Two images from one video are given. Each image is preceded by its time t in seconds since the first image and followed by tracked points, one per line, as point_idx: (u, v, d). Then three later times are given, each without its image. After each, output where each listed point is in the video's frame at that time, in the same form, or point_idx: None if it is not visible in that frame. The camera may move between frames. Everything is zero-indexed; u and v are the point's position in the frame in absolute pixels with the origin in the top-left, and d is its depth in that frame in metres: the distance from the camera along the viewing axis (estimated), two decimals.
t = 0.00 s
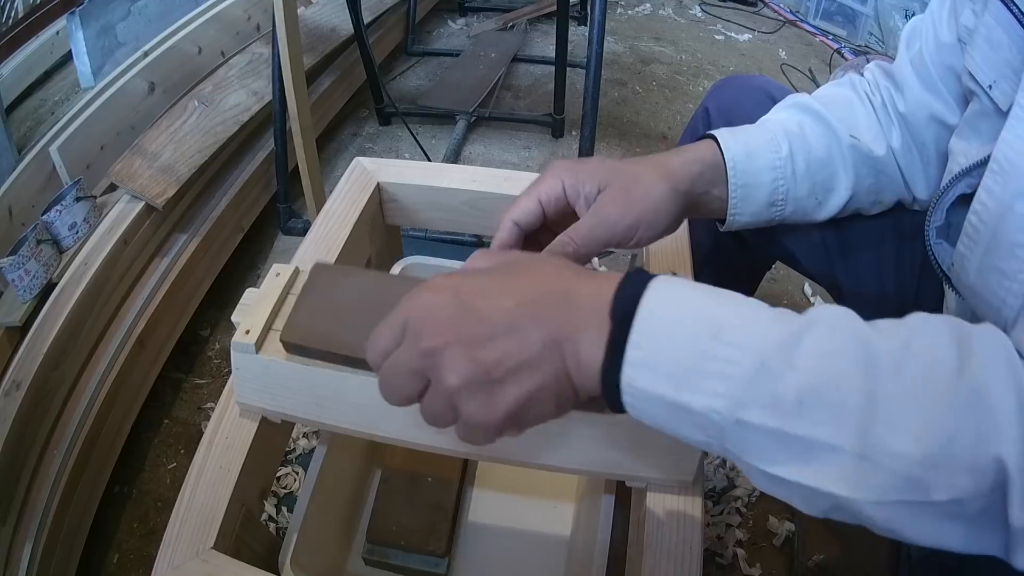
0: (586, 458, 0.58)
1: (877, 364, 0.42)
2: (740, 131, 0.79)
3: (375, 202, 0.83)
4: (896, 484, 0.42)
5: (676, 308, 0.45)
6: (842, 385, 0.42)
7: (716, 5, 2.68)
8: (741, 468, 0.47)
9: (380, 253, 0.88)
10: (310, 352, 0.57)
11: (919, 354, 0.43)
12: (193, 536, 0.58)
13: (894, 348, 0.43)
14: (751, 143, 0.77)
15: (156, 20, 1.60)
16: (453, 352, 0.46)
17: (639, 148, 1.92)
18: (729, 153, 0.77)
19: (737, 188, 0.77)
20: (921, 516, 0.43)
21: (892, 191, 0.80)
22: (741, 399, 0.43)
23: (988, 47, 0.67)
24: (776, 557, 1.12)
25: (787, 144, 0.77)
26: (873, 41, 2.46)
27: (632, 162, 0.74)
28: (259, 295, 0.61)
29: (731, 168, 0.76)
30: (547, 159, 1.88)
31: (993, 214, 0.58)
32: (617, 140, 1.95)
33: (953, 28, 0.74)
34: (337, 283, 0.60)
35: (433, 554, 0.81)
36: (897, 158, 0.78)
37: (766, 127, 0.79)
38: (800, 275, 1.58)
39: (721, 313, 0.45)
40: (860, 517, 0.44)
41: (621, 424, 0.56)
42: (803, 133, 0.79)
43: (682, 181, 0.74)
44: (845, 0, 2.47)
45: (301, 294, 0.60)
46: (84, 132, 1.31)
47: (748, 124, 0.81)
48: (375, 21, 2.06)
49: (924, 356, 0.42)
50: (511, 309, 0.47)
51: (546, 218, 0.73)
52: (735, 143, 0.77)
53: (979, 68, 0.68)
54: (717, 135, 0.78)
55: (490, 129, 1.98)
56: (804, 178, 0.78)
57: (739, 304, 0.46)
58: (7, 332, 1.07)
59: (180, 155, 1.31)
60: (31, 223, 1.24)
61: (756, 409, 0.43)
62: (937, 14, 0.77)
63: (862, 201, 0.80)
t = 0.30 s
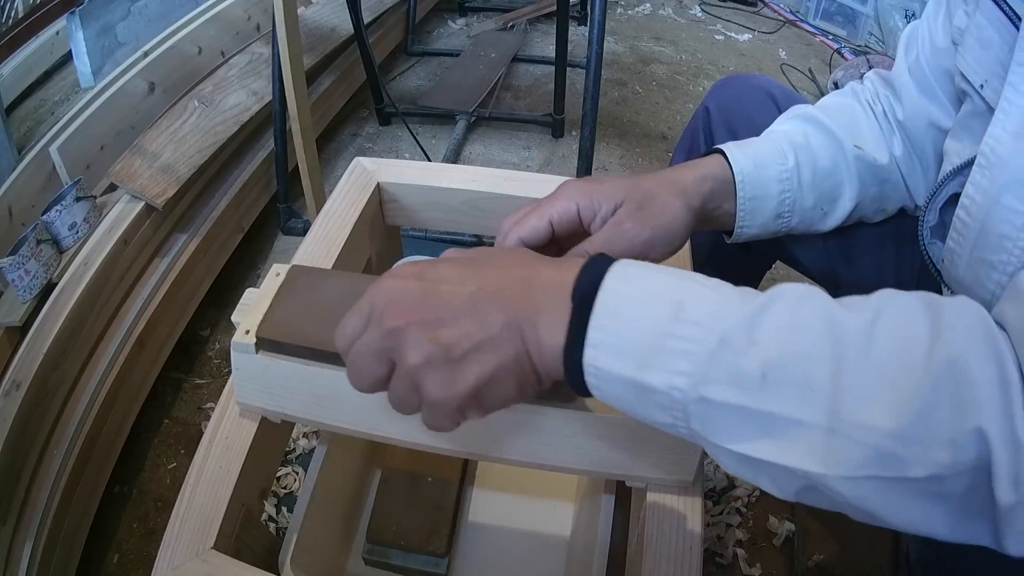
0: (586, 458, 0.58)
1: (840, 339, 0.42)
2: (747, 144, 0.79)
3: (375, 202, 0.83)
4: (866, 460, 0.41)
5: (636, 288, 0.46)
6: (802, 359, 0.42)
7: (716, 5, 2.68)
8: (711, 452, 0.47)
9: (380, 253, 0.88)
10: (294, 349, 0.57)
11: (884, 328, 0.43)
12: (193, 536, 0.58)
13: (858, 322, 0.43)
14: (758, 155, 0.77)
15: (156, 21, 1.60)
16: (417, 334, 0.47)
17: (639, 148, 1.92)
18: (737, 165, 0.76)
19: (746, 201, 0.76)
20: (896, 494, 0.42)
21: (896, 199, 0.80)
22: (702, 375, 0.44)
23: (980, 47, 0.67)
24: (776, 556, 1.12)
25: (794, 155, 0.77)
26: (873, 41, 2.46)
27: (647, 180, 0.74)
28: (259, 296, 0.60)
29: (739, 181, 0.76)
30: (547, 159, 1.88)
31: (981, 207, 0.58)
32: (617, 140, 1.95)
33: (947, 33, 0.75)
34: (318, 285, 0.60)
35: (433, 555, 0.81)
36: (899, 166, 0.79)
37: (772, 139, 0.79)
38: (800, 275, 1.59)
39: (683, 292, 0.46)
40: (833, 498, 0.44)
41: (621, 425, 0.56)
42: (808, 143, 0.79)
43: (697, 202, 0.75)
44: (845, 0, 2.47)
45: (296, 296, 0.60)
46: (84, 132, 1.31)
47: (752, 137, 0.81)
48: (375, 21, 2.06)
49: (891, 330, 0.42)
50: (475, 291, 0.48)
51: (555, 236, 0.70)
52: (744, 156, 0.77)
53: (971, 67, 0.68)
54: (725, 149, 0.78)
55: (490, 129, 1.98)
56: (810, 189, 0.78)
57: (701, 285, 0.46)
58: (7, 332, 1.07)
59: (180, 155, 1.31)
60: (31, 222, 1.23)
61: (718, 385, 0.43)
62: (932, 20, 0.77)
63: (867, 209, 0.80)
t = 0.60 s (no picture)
0: (586, 459, 0.58)
1: (835, 336, 0.42)
2: (748, 146, 0.78)
3: (375, 202, 0.83)
4: (861, 457, 0.41)
5: (632, 285, 0.46)
6: (796, 355, 0.42)
7: (716, 6, 2.68)
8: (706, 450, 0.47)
9: (380, 253, 0.88)
10: (291, 347, 0.58)
11: (880, 326, 0.42)
12: (193, 536, 0.58)
13: (853, 320, 0.43)
14: (761, 157, 0.77)
15: (156, 21, 1.60)
16: (411, 332, 0.48)
17: (639, 148, 1.92)
18: (740, 167, 0.76)
19: (748, 203, 0.76)
20: (894, 492, 0.42)
21: (897, 199, 0.80)
22: (696, 373, 0.44)
23: (978, 47, 0.67)
24: (776, 557, 1.12)
25: (796, 156, 0.77)
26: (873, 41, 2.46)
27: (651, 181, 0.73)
28: (258, 295, 0.61)
29: (742, 183, 0.76)
30: (547, 159, 1.88)
31: (977, 207, 0.58)
32: (617, 140, 1.95)
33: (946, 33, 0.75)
34: (314, 284, 0.61)
35: (433, 555, 0.81)
36: (900, 167, 0.79)
37: (774, 140, 0.79)
38: (800, 275, 1.59)
39: (679, 290, 0.46)
40: (827, 496, 0.43)
41: (621, 426, 0.57)
42: (810, 144, 0.79)
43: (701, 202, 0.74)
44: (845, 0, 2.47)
45: (295, 296, 0.60)
46: (84, 132, 1.31)
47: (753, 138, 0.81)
48: (375, 21, 2.06)
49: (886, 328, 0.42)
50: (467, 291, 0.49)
51: (559, 242, 0.69)
52: (745, 158, 0.77)
53: (969, 68, 0.68)
54: (727, 150, 0.78)
55: (490, 129, 1.98)
56: (812, 191, 0.78)
57: (697, 282, 0.46)
58: (7, 332, 1.06)
59: (180, 155, 1.31)
60: (31, 222, 1.23)
61: (712, 382, 0.44)
62: (931, 20, 0.77)
63: (868, 210, 0.80)
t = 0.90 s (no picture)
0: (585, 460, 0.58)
1: (978, 537, 0.40)
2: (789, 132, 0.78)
3: (375, 202, 0.83)
4: None
5: (790, 487, 0.41)
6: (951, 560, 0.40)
7: (716, 6, 2.68)
8: None
9: (381, 253, 0.88)
10: (291, 347, 0.58)
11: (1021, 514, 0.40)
12: (192, 536, 0.58)
13: (995, 511, 0.40)
14: (801, 142, 0.77)
15: (156, 21, 1.60)
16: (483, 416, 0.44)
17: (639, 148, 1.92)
18: (782, 152, 0.76)
19: (790, 184, 0.76)
20: None
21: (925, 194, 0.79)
22: None
23: (982, 46, 0.68)
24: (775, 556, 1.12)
25: (834, 143, 0.77)
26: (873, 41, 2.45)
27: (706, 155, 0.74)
28: (258, 296, 0.61)
29: (784, 165, 0.75)
30: (547, 159, 1.88)
31: (995, 236, 0.61)
32: (618, 140, 1.95)
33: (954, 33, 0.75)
34: (313, 285, 0.61)
35: (433, 555, 0.81)
36: (926, 163, 0.79)
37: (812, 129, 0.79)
38: (800, 275, 1.59)
39: (825, 483, 0.42)
40: None
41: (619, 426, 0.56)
42: (846, 137, 0.79)
43: (755, 176, 0.74)
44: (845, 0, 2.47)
45: (297, 295, 0.61)
46: (84, 132, 1.31)
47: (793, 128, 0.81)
48: (375, 21, 2.06)
49: None
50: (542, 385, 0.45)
51: (624, 211, 0.68)
52: (785, 141, 0.77)
53: (972, 65, 0.69)
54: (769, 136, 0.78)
55: (490, 129, 1.98)
56: (848, 177, 0.77)
57: (845, 469, 0.42)
58: (7, 332, 1.06)
59: (180, 155, 1.31)
60: (31, 222, 1.23)
61: None
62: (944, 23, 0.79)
63: (897, 205, 0.79)
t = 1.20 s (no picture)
0: (584, 458, 0.58)
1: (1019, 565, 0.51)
2: (823, 188, 0.77)
3: (375, 201, 0.83)
4: None
5: (874, 531, 0.53)
6: None
7: (716, 6, 2.68)
8: None
9: (380, 253, 0.88)
10: (291, 347, 0.58)
11: None
12: (193, 536, 0.58)
13: None
14: (837, 200, 0.76)
15: (156, 20, 1.60)
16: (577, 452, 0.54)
17: (639, 148, 1.92)
18: (822, 216, 0.75)
19: (833, 248, 0.76)
20: None
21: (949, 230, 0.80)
22: None
23: (995, 56, 0.67)
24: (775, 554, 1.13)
25: (869, 198, 0.76)
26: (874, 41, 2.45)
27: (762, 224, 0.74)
28: (258, 295, 0.61)
29: (825, 233, 0.75)
30: (547, 159, 1.88)
31: None
32: (618, 140, 1.95)
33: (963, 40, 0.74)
34: (313, 285, 0.61)
35: (433, 555, 0.81)
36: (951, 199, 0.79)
37: (845, 182, 0.77)
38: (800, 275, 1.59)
39: (903, 525, 0.53)
40: None
41: (619, 424, 0.57)
42: (878, 185, 0.78)
43: (806, 250, 0.74)
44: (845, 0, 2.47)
45: (298, 295, 0.61)
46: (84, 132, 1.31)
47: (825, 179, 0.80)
48: (375, 21, 2.06)
49: None
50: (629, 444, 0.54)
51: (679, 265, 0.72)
52: (824, 205, 0.75)
53: (985, 76, 0.67)
54: (806, 199, 0.77)
55: (490, 129, 1.98)
56: (884, 229, 0.76)
57: (873, 517, 0.53)
58: (7, 332, 1.06)
59: (180, 155, 1.31)
60: (31, 222, 1.23)
61: None
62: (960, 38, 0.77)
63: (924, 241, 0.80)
